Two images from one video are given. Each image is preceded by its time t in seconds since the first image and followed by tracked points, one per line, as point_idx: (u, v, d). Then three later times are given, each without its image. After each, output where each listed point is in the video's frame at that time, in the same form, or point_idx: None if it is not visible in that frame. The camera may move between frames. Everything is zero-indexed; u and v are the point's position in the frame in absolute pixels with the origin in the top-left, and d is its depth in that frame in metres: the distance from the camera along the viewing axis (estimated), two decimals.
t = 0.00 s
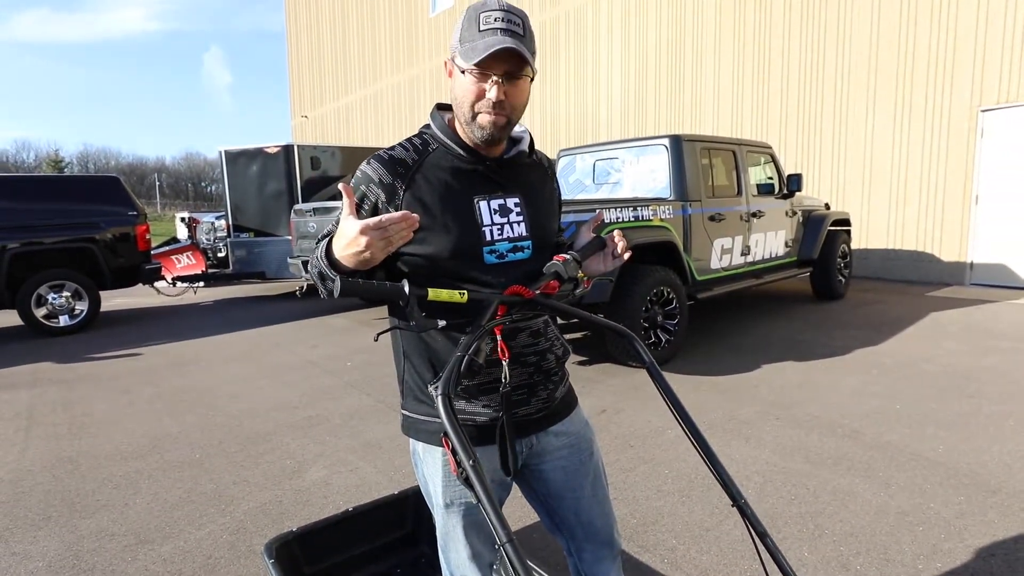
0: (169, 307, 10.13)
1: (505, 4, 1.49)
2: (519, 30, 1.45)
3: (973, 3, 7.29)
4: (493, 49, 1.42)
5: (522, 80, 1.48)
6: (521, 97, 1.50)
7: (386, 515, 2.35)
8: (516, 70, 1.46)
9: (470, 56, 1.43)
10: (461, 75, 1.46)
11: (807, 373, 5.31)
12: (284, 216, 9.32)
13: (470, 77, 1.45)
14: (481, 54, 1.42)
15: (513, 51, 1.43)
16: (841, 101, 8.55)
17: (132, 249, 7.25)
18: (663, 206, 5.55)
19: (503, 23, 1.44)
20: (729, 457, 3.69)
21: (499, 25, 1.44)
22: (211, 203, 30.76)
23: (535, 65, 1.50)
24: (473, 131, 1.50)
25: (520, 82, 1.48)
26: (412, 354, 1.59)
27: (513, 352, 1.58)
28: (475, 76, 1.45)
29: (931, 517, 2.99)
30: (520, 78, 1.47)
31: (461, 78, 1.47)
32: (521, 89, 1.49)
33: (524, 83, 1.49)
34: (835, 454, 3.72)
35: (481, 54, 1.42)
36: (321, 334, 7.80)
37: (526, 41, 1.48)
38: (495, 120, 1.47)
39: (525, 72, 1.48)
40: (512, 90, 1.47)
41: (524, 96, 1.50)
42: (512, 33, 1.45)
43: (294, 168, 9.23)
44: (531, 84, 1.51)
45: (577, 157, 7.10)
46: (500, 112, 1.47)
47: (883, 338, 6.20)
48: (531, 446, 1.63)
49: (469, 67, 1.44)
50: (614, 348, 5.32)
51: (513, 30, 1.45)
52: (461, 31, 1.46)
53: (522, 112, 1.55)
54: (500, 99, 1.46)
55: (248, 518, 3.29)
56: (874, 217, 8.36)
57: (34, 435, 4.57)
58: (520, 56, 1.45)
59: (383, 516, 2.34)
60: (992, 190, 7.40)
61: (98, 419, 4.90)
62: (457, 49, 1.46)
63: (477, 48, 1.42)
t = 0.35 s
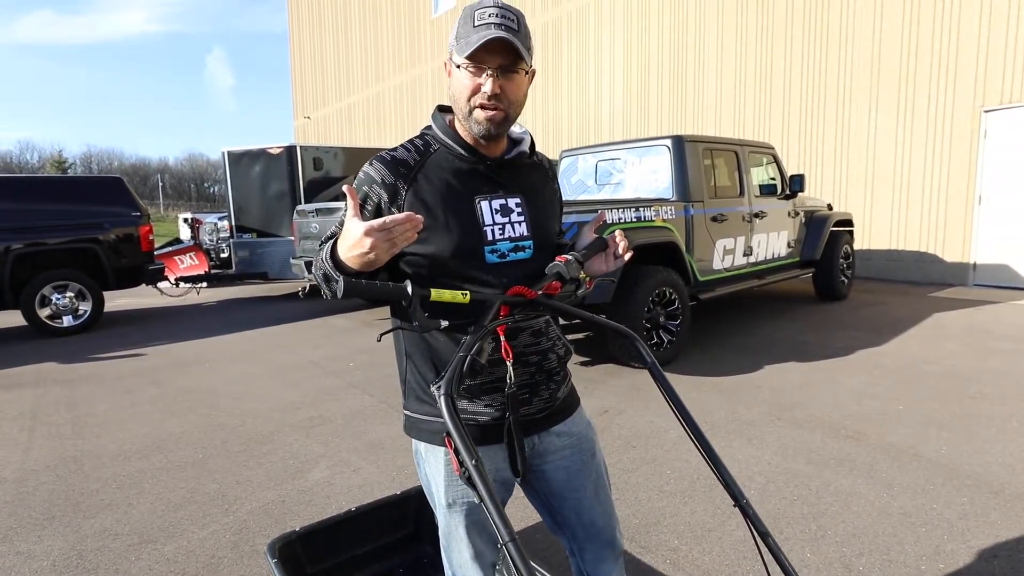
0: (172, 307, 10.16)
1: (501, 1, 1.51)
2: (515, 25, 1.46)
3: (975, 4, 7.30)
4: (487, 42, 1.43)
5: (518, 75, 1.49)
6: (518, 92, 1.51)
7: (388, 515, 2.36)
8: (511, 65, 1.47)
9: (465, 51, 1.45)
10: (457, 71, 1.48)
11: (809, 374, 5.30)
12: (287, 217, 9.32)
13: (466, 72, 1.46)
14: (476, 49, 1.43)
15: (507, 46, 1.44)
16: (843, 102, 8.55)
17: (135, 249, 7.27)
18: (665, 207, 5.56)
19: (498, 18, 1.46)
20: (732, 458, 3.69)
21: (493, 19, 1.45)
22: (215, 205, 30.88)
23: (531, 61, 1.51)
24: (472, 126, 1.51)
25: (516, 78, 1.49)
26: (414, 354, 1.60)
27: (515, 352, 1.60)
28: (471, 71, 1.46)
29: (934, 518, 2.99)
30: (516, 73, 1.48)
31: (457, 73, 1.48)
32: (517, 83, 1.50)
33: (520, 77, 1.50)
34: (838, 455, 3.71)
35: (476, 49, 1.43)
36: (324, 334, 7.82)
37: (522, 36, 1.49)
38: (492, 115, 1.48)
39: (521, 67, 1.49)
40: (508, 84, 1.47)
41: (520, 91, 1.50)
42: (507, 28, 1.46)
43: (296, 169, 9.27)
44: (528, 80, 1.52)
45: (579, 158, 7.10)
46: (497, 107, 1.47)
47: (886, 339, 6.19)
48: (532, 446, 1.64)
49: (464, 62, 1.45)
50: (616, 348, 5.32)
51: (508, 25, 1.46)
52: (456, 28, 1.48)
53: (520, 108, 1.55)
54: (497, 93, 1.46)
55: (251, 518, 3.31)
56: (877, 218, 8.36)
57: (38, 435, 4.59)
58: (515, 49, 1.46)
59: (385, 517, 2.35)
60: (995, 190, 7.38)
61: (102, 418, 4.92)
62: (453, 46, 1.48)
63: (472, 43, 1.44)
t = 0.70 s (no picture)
0: (173, 308, 10.23)
1: (514, 18, 1.59)
2: (528, 46, 1.55)
3: (968, 9, 7.41)
4: (502, 61, 1.51)
5: (525, 93, 1.58)
6: (522, 108, 1.60)
7: (387, 516, 2.43)
8: (520, 83, 1.56)
9: (481, 65, 1.52)
10: (468, 83, 1.55)
11: (804, 374, 5.39)
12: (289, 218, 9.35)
13: (478, 86, 1.53)
14: (491, 66, 1.51)
15: (521, 65, 1.52)
16: (838, 105, 8.67)
17: (137, 251, 7.36)
18: (662, 209, 5.65)
19: (512, 36, 1.54)
20: (729, 457, 3.78)
21: (508, 38, 1.53)
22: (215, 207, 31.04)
23: (538, 79, 1.61)
24: (474, 136, 1.60)
25: (522, 95, 1.58)
26: (413, 355, 1.69)
27: (513, 352, 1.68)
28: (482, 85, 1.54)
29: (928, 516, 3.07)
30: (524, 91, 1.57)
31: (468, 86, 1.55)
32: (522, 100, 1.59)
33: (527, 96, 1.59)
34: (833, 454, 3.80)
35: (491, 65, 1.51)
36: (324, 335, 7.89)
37: (532, 55, 1.58)
38: (496, 130, 1.57)
39: (529, 86, 1.58)
40: (515, 101, 1.57)
41: (525, 108, 1.60)
42: (519, 47, 1.55)
43: (297, 172, 9.38)
44: (532, 98, 1.62)
45: (577, 160, 7.18)
46: (503, 122, 1.56)
47: (880, 340, 6.28)
48: (530, 446, 1.72)
49: (478, 76, 1.53)
50: (614, 349, 5.41)
51: (521, 44, 1.55)
52: (471, 40, 1.55)
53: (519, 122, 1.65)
54: (504, 109, 1.55)
55: (253, 517, 3.38)
56: (872, 220, 8.47)
57: (43, 435, 4.66)
58: (527, 70, 1.55)
59: (384, 517, 2.43)
60: (988, 193, 7.49)
61: (106, 419, 5.00)
62: (467, 58, 1.54)
63: (488, 59, 1.51)
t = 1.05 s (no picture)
0: (174, 308, 10.27)
1: (531, 23, 1.65)
2: (546, 52, 1.61)
3: (965, 9, 7.44)
4: (525, 65, 1.55)
5: (538, 98, 1.64)
6: (530, 113, 1.66)
7: (387, 513, 2.47)
8: (535, 88, 1.62)
9: (502, 66, 1.56)
10: (485, 81, 1.58)
11: (802, 372, 5.44)
12: (289, 218, 9.39)
13: (495, 85, 1.57)
14: (514, 68, 1.55)
15: (540, 70, 1.58)
16: (836, 104, 8.71)
17: (139, 251, 7.39)
18: (661, 207, 5.69)
19: (531, 41, 1.60)
20: (727, 455, 3.82)
21: (528, 43, 1.59)
22: (216, 207, 31.09)
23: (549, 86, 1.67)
24: (484, 136, 1.63)
25: (533, 100, 1.64)
26: (412, 355, 1.73)
27: (513, 351, 1.72)
28: (499, 85, 1.57)
29: (925, 512, 3.12)
30: (536, 96, 1.63)
31: (484, 84, 1.58)
32: (533, 105, 1.64)
33: (538, 100, 1.65)
34: (831, 451, 3.84)
35: (513, 66, 1.55)
36: (325, 334, 7.92)
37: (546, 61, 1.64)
38: (507, 131, 1.62)
39: (542, 91, 1.64)
40: (528, 106, 1.62)
41: (534, 113, 1.66)
42: (537, 53, 1.60)
43: (298, 172, 9.42)
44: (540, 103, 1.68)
45: (576, 159, 7.22)
46: (514, 125, 1.61)
47: (878, 338, 6.32)
48: (529, 444, 1.76)
49: (498, 76, 1.56)
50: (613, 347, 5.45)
51: (540, 50, 1.61)
52: (491, 39, 1.58)
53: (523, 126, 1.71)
54: (518, 112, 1.60)
55: (254, 515, 3.41)
56: (870, 218, 8.51)
57: (45, 434, 4.69)
58: (544, 77, 1.61)
59: (385, 515, 2.47)
60: (985, 191, 7.53)
61: (108, 417, 5.03)
62: (486, 57, 1.58)
63: (510, 60, 1.55)
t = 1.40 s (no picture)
0: (172, 310, 10.25)
1: (525, 20, 1.66)
2: (542, 46, 1.62)
3: (961, 14, 7.49)
4: (521, 59, 1.56)
5: (535, 93, 1.64)
6: (530, 109, 1.66)
7: (386, 516, 2.48)
8: (531, 82, 1.62)
9: (498, 61, 1.56)
10: (483, 78, 1.59)
11: (800, 375, 5.45)
12: (287, 220, 9.42)
13: (493, 81, 1.58)
14: (510, 62, 1.55)
15: (535, 63, 1.59)
16: (832, 109, 8.75)
17: (137, 253, 7.39)
18: (659, 210, 5.71)
19: (526, 35, 1.60)
20: (725, 457, 3.83)
21: (523, 38, 1.59)
22: (214, 209, 31.11)
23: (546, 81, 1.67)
24: (484, 134, 1.63)
25: (532, 95, 1.64)
26: (413, 360, 1.73)
27: (513, 355, 1.73)
28: (496, 81, 1.58)
29: (922, 515, 3.13)
30: (534, 90, 1.64)
31: (482, 81, 1.59)
32: (531, 100, 1.65)
33: (536, 96, 1.65)
34: (828, 454, 3.86)
35: (509, 60, 1.56)
36: (323, 337, 7.92)
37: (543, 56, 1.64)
38: (507, 127, 1.62)
39: (539, 86, 1.65)
40: (527, 101, 1.63)
41: (533, 108, 1.66)
42: (533, 47, 1.61)
43: (296, 174, 9.43)
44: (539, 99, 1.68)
45: (575, 162, 7.24)
46: (514, 121, 1.61)
47: (875, 341, 6.33)
48: (529, 448, 1.77)
49: (494, 71, 1.57)
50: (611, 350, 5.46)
51: (535, 44, 1.62)
52: (486, 37, 1.59)
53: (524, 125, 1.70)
54: (516, 108, 1.60)
55: (252, 518, 3.41)
56: (867, 222, 8.54)
57: (41, 436, 4.69)
58: (540, 71, 1.61)
59: (383, 517, 2.47)
60: (981, 195, 7.56)
61: (106, 420, 5.02)
62: (482, 54, 1.58)
63: (506, 55, 1.56)
